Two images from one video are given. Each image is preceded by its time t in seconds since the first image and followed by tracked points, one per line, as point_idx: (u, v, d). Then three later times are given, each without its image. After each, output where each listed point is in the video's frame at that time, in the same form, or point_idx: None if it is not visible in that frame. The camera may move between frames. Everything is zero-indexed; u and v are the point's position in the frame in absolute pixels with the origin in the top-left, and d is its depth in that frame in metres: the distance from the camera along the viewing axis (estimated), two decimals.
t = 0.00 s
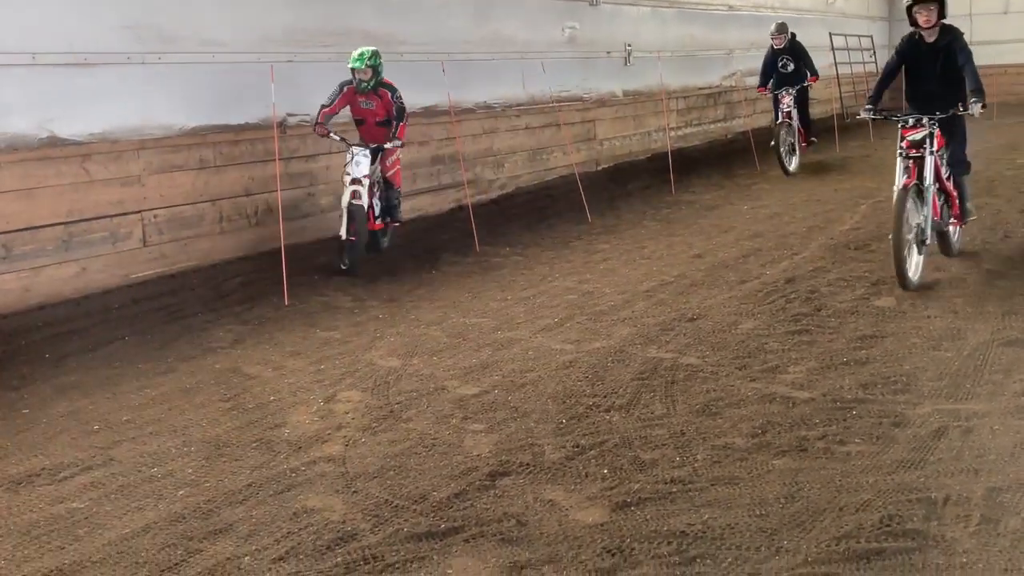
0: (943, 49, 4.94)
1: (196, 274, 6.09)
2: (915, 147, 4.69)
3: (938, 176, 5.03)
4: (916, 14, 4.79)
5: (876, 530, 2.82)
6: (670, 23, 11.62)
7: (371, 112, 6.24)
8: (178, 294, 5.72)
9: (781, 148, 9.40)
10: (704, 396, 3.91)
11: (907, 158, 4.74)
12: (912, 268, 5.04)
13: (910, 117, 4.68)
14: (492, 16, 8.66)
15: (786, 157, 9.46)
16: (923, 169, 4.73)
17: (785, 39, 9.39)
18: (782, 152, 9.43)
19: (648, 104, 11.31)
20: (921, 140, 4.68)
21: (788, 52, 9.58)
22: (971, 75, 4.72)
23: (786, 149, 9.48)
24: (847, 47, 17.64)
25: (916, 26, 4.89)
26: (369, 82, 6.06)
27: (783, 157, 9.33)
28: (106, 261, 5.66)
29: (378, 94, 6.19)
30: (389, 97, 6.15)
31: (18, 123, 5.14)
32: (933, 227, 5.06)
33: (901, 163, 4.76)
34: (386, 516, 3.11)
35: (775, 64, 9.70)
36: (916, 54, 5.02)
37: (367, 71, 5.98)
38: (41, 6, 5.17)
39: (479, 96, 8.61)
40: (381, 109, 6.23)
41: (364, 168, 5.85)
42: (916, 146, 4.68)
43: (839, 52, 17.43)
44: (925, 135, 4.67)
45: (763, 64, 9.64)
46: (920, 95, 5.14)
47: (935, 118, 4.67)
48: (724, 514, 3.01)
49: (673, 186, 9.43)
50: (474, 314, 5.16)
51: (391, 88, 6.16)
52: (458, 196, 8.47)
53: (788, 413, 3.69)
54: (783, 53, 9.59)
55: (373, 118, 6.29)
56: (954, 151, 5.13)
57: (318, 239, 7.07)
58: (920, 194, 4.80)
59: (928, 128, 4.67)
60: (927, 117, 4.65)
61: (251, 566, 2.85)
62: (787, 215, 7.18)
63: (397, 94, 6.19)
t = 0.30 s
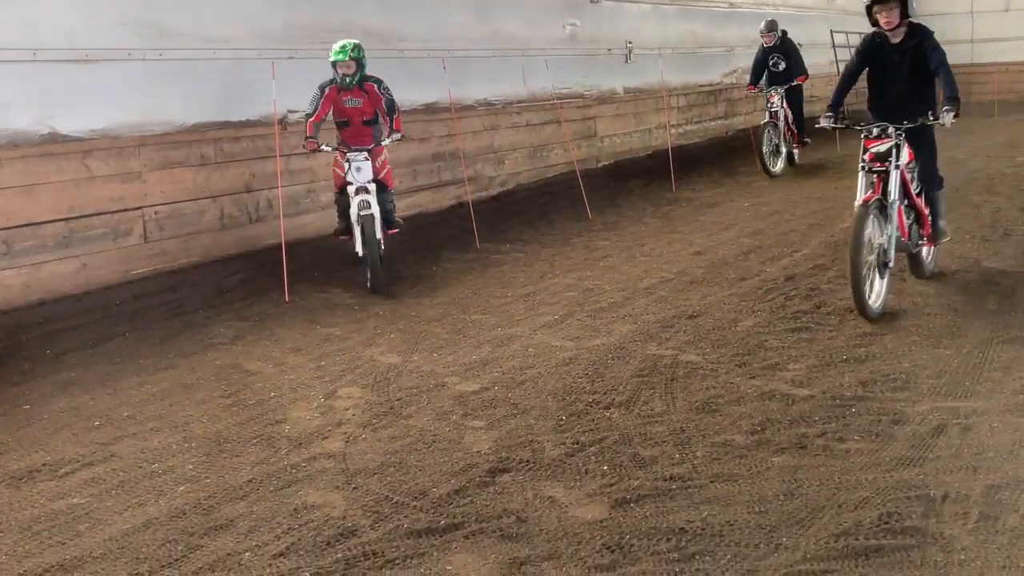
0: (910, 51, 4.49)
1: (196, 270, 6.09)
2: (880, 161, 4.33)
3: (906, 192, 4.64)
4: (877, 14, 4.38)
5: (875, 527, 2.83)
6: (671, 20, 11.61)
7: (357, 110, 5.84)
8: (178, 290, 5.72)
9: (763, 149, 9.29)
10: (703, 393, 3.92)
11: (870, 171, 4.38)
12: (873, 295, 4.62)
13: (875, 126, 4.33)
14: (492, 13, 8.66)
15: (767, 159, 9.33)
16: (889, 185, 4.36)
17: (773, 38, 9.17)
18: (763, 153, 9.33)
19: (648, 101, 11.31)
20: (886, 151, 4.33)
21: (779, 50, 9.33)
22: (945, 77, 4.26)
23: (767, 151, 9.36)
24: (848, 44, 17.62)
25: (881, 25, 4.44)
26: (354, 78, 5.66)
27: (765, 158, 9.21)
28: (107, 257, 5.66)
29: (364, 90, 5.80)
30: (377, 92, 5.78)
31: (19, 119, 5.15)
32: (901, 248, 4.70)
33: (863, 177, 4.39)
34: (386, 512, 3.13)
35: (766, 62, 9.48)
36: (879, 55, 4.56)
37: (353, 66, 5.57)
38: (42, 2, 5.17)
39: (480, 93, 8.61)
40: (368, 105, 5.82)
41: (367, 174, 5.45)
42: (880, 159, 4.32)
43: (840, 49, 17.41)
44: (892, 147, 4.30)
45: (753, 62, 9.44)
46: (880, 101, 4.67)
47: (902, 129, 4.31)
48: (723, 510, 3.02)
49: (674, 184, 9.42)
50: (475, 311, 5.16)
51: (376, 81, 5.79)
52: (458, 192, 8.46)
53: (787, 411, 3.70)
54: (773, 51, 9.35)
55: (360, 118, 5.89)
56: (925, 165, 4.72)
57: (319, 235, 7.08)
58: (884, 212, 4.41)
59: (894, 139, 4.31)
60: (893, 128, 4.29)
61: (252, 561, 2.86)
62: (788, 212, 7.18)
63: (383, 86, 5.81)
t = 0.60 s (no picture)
0: (869, 53, 3.91)
1: (202, 270, 6.09)
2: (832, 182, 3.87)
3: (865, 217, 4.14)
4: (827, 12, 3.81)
5: (878, 531, 2.83)
6: (677, 23, 11.61)
7: (335, 121, 5.26)
8: (184, 289, 5.73)
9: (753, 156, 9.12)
10: (707, 396, 3.92)
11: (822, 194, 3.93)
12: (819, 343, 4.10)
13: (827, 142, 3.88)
14: (498, 14, 8.67)
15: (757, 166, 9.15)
16: (839, 210, 3.89)
17: (766, 39, 9.23)
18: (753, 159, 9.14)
19: (654, 103, 11.30)
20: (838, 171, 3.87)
21: (772, 54, 9.33)
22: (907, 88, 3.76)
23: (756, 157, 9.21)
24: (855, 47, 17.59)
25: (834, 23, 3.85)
26: (331, 84, 5.06)
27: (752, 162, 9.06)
28: (113, 256, 5.68)
29: (340, 97, 5.20)
30: (354, 98, 5.18)
31: (27, 118, 5.18)
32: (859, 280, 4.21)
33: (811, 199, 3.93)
34: (390, 513, 3.13)
35: (758, 66, 9.49)
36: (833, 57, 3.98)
37: (329, 70, 4.96)
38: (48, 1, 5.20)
39: (486, 94, 8.62)
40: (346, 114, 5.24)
41: (346, 193, 4.79)
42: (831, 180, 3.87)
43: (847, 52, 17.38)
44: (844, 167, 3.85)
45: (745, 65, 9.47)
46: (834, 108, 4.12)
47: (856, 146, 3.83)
48: (726, 513, 3.02)
49: (679, 185, 9.41)
50: (479, 312, 5.16)
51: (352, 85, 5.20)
52: (463, 193, 8.47)
53: (792, 414, 3.70)
54: (766, 55, 9.37)
55: (339, 128, 5.29)
56: (891, 185, 4.20)
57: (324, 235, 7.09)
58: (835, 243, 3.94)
59: (847, 157, 3.85)
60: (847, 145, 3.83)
61: (255, 561, 2.86)
62: (793, 215, 7.18)
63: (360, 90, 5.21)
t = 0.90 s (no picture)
0: (810, 65, 3.23)
1: (210, 268, 6.09)
2: (761, 217, 3.20)
3: (802, 258, 3.49)
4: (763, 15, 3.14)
5: (888, 535, 2.83)
6: (686, 25, 11.62)
7: (288, 125, 4.77)
8: (191, 288, 5.73)
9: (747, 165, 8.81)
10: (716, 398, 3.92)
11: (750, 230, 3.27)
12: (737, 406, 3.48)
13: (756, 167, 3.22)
14: (508, 16, 8.69)
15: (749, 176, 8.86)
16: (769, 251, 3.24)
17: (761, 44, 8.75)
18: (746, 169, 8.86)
19: (663, 105, 11.30)
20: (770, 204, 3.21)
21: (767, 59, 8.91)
22: (850, 109, 3.12)
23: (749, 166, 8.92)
24: (865, 51, 17.56)
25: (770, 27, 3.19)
26: (283, 81, 4.59)
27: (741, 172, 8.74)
28: (121, 254, 5.68)
29: (293, 99, 4.72)
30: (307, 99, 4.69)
31: (37, 115, 5.20)
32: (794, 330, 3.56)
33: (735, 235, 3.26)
34: (398, 512, 3.14)
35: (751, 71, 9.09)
36: (766, 69, 3.31)
37: (282, 66, 4.49)
38: None
39: (494, 95, 8.62)
40: (301, 118, 4.76)
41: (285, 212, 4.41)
42: (760, 215, 3.19)
43: (856, 57, 17.36)
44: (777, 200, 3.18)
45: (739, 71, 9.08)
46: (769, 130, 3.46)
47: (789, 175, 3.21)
48: (735, 516, 3.02)
49: (687, 188, 9.40)
50: (487, 313, 5.16)
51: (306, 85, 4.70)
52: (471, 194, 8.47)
53: (801, 417, 3.70)
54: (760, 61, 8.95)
55: (296, 134, 4.82)
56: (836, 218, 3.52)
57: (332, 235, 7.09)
58: (761, 291, 3.32)
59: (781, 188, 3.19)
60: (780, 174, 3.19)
61: (263, 559, 2.87)
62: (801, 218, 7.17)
63: (314, 91, 4.72)
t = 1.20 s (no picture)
0: (697, 75, 2.58)
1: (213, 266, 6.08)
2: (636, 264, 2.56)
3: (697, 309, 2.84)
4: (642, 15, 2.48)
5: (892, 539, 2.84)
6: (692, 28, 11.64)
7: (199, 126, 4.41)
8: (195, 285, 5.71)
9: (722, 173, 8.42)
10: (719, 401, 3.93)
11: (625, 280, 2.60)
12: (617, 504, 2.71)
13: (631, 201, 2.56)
14: (514, 17, 8.73)
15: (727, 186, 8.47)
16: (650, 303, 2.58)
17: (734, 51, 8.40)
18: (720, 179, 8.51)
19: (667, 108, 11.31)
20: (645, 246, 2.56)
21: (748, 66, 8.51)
22: (749, 125, 2.52)
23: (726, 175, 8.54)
24: (869, 55, 17.58)
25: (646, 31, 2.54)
26: (190, 77, 4.24)
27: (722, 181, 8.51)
28: (126, 252, 5.66)
29: (203, 98, 4.36)
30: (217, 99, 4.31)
31: (42, 111, 5.21)
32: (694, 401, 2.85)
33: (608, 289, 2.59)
34: (402, 511, 3.14)
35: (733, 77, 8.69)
36: (638, 81, 2.64)
37: (189, 60, 4.20)
38: None
39: (499, 96, 8.63)
40: (213, 120, 4.39)
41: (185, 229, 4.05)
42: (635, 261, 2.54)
43: (860, 60, 17.38)
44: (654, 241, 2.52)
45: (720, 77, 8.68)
46: (655, 157, 2.79)
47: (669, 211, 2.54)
48: (739, 518, 3.02)
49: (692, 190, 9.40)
50: (492, 313, 5.16)
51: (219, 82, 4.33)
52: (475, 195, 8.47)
53: (805, 420, 3.71)
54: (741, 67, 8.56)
55: (208, 137, 4.44)
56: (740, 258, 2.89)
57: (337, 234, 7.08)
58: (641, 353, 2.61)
59: (658, 226, 2.52)
60: (656, 209, 2.52)
61: (266, 556, 2.87)
62: (805, 222, 7.18)
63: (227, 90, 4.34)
